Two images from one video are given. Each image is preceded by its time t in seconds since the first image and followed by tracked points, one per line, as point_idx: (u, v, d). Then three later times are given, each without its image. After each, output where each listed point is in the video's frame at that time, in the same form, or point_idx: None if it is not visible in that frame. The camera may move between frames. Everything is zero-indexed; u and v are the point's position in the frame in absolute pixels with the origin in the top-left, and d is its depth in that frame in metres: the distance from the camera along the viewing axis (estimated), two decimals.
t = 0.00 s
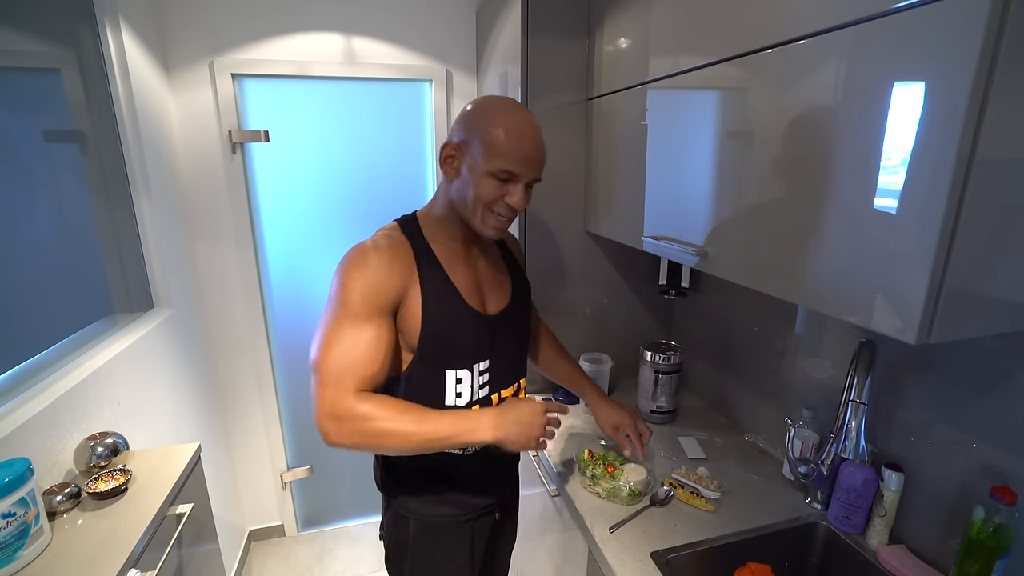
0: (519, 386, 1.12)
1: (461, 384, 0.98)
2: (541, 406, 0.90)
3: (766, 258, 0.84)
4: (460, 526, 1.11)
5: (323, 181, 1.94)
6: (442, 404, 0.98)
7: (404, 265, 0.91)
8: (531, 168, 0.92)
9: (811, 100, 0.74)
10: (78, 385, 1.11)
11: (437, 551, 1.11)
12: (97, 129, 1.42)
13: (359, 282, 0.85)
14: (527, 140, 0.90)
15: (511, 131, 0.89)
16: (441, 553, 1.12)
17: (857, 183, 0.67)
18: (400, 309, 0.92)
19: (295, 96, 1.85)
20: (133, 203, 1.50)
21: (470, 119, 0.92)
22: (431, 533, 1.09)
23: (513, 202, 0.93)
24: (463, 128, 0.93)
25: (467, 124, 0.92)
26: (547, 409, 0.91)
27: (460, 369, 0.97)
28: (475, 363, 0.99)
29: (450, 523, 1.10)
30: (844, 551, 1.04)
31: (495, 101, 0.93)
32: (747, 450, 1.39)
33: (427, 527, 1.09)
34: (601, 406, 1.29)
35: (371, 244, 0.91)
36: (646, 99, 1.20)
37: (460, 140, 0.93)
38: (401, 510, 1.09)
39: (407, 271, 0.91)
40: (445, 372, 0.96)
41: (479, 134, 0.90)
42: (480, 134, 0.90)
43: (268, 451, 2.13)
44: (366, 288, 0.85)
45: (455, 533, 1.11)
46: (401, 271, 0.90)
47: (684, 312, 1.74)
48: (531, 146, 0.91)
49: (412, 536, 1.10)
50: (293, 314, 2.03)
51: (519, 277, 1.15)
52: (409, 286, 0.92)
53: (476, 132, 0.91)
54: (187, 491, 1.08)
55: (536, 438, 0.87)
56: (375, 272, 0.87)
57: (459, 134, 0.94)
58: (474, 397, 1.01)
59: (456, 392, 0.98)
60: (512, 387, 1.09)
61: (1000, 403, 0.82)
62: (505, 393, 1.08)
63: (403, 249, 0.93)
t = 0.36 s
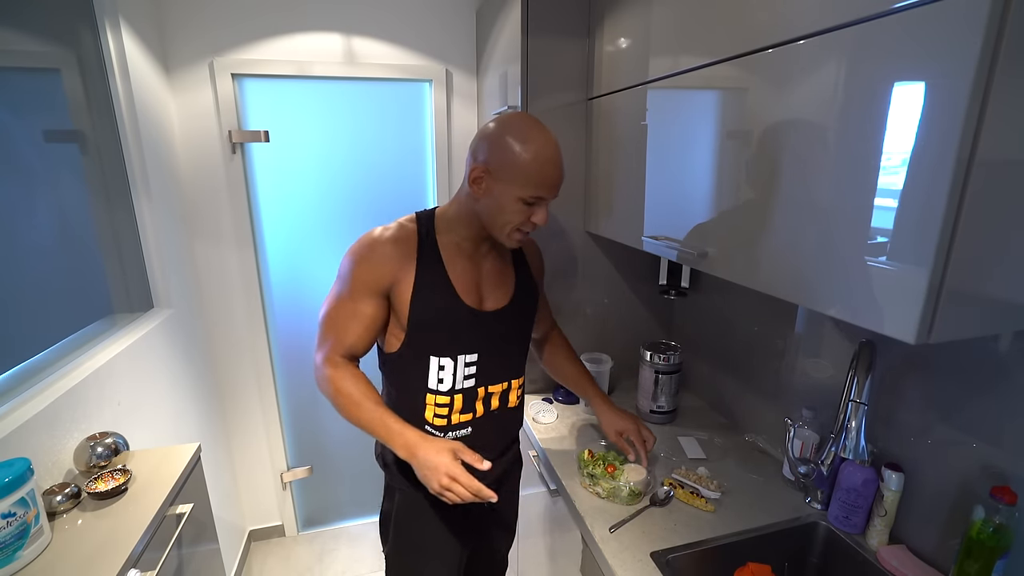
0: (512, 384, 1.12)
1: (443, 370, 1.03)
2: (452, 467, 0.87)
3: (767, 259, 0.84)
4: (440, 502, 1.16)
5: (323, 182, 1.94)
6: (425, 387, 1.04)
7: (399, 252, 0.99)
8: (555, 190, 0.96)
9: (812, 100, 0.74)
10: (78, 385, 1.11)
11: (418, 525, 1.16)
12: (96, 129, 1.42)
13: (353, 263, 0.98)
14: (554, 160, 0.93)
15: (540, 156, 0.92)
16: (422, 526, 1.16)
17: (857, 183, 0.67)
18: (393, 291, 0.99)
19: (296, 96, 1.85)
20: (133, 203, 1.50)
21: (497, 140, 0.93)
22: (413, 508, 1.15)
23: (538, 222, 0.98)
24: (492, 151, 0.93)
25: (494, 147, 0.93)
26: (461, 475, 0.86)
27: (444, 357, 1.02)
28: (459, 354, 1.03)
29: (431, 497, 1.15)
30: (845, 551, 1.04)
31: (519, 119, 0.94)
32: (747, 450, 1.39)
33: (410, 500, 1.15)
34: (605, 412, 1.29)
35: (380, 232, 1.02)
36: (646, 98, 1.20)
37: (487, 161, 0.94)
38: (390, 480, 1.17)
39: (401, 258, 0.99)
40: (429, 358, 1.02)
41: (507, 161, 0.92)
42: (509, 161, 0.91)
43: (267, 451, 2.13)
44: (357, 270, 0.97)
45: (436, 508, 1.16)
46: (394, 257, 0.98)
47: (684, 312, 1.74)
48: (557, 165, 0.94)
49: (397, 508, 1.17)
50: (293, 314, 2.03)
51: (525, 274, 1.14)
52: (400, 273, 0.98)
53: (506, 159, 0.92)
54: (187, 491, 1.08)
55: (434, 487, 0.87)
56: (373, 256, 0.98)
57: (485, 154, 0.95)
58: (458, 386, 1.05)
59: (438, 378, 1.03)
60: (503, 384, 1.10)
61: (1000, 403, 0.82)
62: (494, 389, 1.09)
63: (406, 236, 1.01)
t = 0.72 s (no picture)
0: (513, 376, 1.13)
1: (458, 367, 1.03)
2: (518, 440, 0.89)
3: (766, 259, 0.84)
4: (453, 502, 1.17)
5: (323, 182, 1.94)
6: (438, 385, 1.04)
7: (412, 253, 0.99)
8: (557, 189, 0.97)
9: (812, 100, 0.74)
10: (78, 386, 1.11)
11: (432, 525, 1.17)
12: (97, 129, 1.42)
13: (368, 265, 0.95)
14: (556, 159, 0.94)
15: (542, 156, 0.92)
16: (435, 527, 1.17)
17: (857, 184, 0.67)
18: (407, 293, 0.98)
19: (295, 96, 1.85)
20: (133, 203, 1.50)
21: (500, 139, 0.93)
22: (426, 509, 1.16)
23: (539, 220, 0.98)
24: (495, 149, 0.94)
25: (498, 144, 0.93)
26: (529, 443, 0.90)
27: (458, 353, 1.02)
28: (471, 349, 1.03)
29: (444, 497, 1.16)
30: (844, 551, 1.04)
31: (522, 120, 0.94)
32: (747, 450, 1.39)
33: (424, 502, 1.15)
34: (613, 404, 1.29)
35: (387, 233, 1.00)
36: (646, 98, 1.20)
37: (491, 158, 0.95)
38: (400, 483, 1.17)
39: (415, 259, 0.98)
40: (443, 355, 1.02)
41: (510, 160, 0.92)
42: (512, 159, 0.92)
43: (268, 451, 2.13)
44: (373, 271, 0.94)
45: (448, 508, 1.17)
46: (409, 258, 0.98)
47: (684, 312, 1.74)
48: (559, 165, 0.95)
49: (409, 510, 1.17)
50: (293, 314, 2.03)
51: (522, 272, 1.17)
52: (415, 274, 0.98)
53: (510, 157, 0.92)
54: (187, 491, 1.08)
55: (504, 464, 0.88)
56: (388, 258, 0.96)
57: (488, 153, 0.95)
58: (469, 382, 1.06)
59: (452, 375, 1.04)
60: (506, 376, 1.11)
61: (1000, 403, 0.82)
62: (498, 382, 1.10)
63: (415, 237, 1.01)
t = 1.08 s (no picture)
0: (522, 378, 1.16)
1: (476, 372, 1.05)
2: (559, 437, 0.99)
3: (766, 260, 0.85)
4: (468, 513, 1.18)
5: (324, 182, 1.94)
6: (456, 392, 1.04)
7: (425, 258, 0.97)
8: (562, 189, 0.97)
9: (812, 100, 0.74)
10: (78, 385, 1.11)
11: (448, 537, 1.17)
12: (97, 129, 1.42)
13: (388, 277, 0.91)
14: (563, 159, 0.95)
15: (550, 155, 0.93)
16: (451, 539, 1.18)
17: (857, 184, 0.67)
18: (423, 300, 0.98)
19: (296, 96, 1.85)
20: (133, 203, 1.50)
21: (507, 137, 0.93)
22: (442, 522, 1.16)
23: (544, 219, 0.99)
24: (503, 147, 0.94)
25: (505, 142, 0.93)
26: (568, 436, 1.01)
27: (476, 358, 1.04)
28: (487, 353, 1.05)
29: (459, 510, 1.16)
30: (844, 551, 1.04)
31: (529, 118, 0.94)
32: (747, 450, 1.39)
33: (440, 515, 1.16)
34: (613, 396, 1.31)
35: (395, 240, 0.96)
36: (646, 99, 1.20)
37: (497, 157, 0.94)
38: (414, 499, 1.16)
39: (428, 265, 0.97)
40: (461, 360, 1.03)
41: (517, 158, 0.92)
42: (520, 157, 0.92)
43: (268, 451, 2.13)
44: (394, 282, 0.91)
45: (464, 519, 1.18)
46: (424, 265, 0.96)
47: (684, 312, 1.74)
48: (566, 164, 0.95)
49: (425, 525, 1.17)
50: (293, 314, 2.03)
51: (523, 274, 1.19)
52: (430, 280, 0.97)
53: (518, 156, 0.92)
54: (187, 491, 1.08)
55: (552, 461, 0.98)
56: (406, 267, 0.93)
57: (494, 151, 0.95)
58: (485, 386, 1.07)
59: (471, 381, 1.05)
60: (516, 378, 1.14)
61: (1000, 404, 0.82)
62: (509, 385, 1.13)
63: (423, 241, 0.99)
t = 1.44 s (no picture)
0: (530, 381, 1.18)
1: (490, 376, 1.05)
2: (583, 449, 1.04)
3: (766, 260, 0.84)
4: (477, 518, 1.18)
5: (324, 182, 1.94)
6: (470, 398, 1.04)
7: (441, 265, 0.96)
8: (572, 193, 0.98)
9: (812, 100, 0.74)
10: (78, 386, 1.11)
11: (458, 542, 1.18)
12: (97, 129, 1.42)
13: (412, 288, 0.89)
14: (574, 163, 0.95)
15: (561, 159, 0.93)
16: (460, 545, 1.18)
17: (857, 185, 0.67)
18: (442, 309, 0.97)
19: (296, 96, 1.85)
20: (133, 203, 1.51)
21: (517, 140, 0.93)
22: (453, 527, 1.17)
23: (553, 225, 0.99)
24: (513, 150, 0.93)
25: (516, 145, 0.93)
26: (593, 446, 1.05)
27: (490, 364, 1.04)
28: (501, 358, 1.06)
29: (468, 515, 1.17)
30: (845, 552, 1.04)
31: (539, 120, 0.94)
32: (747, 450, 1.39)
33: (451, 521, 1.16)
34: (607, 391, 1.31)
35: (410, 248, 0.94)
36: (646, 99, 1.20)
37: (508, 160, 0.94)
38: (424, 507, 1.15)
39: (444, 272, 0.96)
40: (475, 367, 1.03)
41: (529, 162, 0.92)
42: (530, 161, 0.92)
43: (268, 451, 2.13)
44: (418, 292, 0.89)
45: (474, 523, 1.18)
46: (441, 272, 0.95)
47: (684, 312, 1.74)
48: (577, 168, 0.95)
49: (436, 531, 1.17)
50: (294, 314, 2.03)
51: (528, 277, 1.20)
52: (447, 287, 0.97)
53: (530, 160, 0.92)
54: (187, 491, 1.08)
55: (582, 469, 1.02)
56: (429, 276, 0.92)
57: (504, 153, 0.94)
58: (498, 391, 1.08)
59: (484, 386, 1.05)
60: (525, 382, 1.16)
61: (1000, 404, 0.82)
62: (520, 389, 1.14)
63: (435, 248, 0.97)
